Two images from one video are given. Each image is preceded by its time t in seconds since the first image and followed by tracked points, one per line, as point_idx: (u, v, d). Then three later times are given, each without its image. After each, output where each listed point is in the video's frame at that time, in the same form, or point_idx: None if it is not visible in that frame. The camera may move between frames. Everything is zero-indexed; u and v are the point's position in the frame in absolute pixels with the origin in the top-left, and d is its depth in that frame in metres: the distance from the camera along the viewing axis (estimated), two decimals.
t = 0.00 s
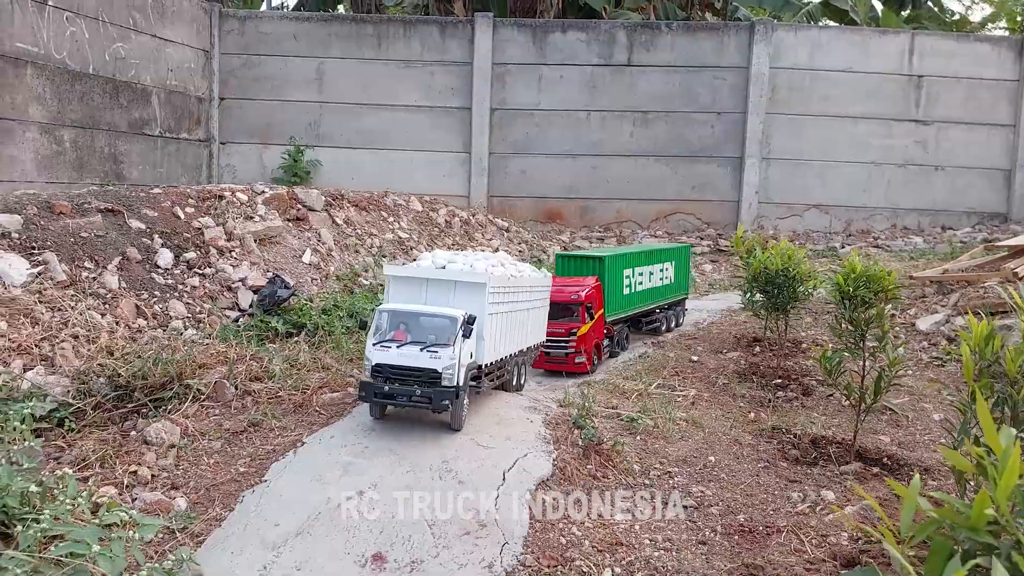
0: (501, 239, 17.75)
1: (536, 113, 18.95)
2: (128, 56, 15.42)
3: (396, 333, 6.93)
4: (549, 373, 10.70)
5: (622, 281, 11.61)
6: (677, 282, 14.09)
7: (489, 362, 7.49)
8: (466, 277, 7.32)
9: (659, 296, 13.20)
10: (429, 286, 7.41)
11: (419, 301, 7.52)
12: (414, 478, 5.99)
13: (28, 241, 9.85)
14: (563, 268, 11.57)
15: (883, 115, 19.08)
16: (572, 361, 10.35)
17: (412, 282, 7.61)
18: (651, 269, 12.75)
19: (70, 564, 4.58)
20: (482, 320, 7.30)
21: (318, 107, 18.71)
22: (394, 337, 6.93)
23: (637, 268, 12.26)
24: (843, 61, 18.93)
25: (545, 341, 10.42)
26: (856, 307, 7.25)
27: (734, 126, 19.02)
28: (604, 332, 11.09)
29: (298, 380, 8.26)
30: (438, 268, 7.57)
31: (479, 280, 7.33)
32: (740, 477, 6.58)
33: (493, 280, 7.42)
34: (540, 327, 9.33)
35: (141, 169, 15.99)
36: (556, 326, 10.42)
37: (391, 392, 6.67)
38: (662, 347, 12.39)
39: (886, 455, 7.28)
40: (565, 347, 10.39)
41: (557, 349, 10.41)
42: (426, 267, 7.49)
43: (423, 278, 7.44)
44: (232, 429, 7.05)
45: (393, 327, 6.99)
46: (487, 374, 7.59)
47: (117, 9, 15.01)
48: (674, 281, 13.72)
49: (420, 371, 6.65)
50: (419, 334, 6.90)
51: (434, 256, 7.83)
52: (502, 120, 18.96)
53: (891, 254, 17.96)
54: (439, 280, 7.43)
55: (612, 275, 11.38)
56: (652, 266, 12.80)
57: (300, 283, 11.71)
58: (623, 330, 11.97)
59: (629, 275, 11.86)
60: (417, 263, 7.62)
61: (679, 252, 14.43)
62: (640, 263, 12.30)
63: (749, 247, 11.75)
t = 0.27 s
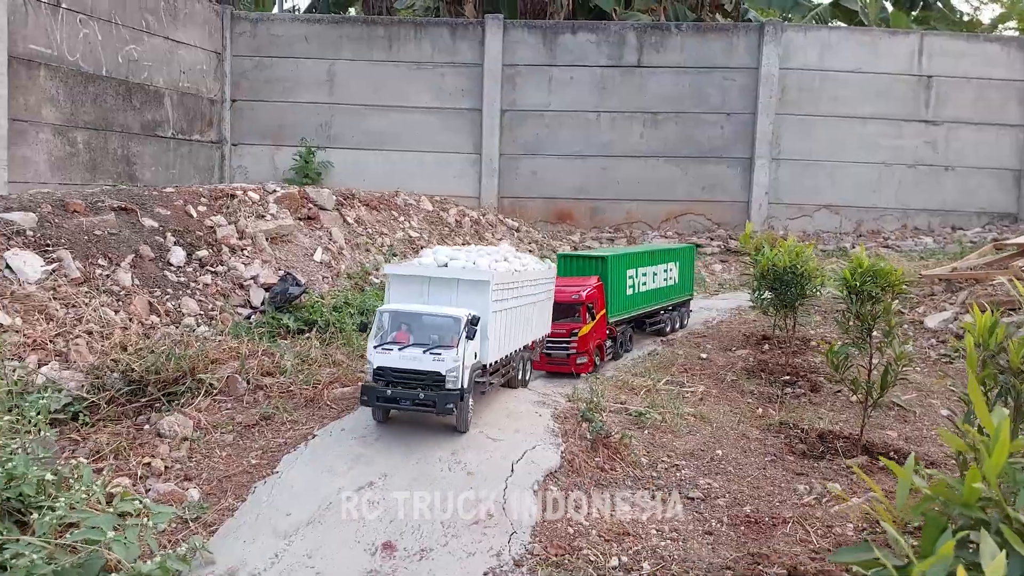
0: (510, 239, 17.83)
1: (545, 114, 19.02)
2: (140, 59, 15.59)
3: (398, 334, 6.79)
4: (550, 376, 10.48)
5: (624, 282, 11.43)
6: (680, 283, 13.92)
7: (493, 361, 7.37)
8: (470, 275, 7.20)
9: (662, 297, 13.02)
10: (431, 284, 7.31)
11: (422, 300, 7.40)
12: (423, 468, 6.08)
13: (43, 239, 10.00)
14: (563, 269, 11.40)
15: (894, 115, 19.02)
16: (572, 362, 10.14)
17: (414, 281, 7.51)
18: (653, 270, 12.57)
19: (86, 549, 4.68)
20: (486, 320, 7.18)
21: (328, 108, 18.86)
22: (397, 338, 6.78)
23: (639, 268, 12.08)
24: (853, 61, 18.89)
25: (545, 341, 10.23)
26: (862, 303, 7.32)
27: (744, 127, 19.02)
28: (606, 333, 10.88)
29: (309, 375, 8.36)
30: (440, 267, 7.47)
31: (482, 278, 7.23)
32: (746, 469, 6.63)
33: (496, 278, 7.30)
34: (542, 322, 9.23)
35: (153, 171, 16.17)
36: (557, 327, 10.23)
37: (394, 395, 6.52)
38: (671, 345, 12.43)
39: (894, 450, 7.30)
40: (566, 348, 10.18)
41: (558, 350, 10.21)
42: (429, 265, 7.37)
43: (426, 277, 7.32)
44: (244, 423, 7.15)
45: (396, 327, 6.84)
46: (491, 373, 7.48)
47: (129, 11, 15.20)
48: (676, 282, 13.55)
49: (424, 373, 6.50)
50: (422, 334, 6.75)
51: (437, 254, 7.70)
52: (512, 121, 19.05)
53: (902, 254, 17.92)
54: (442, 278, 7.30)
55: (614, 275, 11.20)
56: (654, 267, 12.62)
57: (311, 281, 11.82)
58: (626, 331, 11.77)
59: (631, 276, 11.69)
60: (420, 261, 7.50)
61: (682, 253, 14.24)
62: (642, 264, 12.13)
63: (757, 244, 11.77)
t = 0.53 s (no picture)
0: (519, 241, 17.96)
1: (554, 117, 19.16)
2: (153, 63, 15.82)
3: (401, 340, 6.69)
4: (550, 379, 10.47)
5: (625, 285, 11.48)
6: (683, 286, 13.92)
7: (497, 366, 7.27)
8: (475, 280, 7.08)
9: (665, 300, 13.06)
10: (435, 290, 7.18)
11: (425, 304, 7.29)
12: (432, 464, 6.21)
13: (59, 241, 10.19)
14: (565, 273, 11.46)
15: (902, 118, 19.05)
16: (573, 365, 10.13)
17: (418, 284, 7.40)
18: (655, 273, 12.61)
19: (105, 540, 4.85)
20: (490, 325, 7.06)
21: (339, 112, 19.06)
22: (399, 343, 6.68)
23: (640, 271, 12.13)
24: (861, 63, 18.93)
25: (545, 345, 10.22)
26: (866, 303, 7.63)
27: (752, 130, 19.09)
28: (607, 337, 10.91)
29: (320, 373, 8.51)
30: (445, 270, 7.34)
31: (487, 283, 7.08)
32: (749, 467, 6.73)
33: (501, 283, 7.16)
34: (546, 321, 9.13)
35: (165, 174, 16.39)
36: (557, 330, 10.23)
37: (396, 403, 6.42)
38: (677, 346, 12.54)
39: (898, 449, 7.38)
40: (566, 351, 10.17)
41: (558, 354, 10.20)
42: (432, 269, 7.25)
43: (429, 281, 7.21)
44: (256, 420, 7.30)
45: (398, 333, 6.74)
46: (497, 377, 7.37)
47: (142, 17, 15.43)
48: (679, 285, 13.58)
49: (426, 381, 6.40)
50: (424, 341, 6.64)
51: (441, 256, 7.58)
52: (520, 125, 19.19)
53: (910, 256, 17.94)
54: (447, 283, 7.18)
55: (615, 278, 11.26)
56: (656, 270, 12.66)
57: (322, 283, 11.99)
58: (628, 335, 11.76)
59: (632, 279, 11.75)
60: (423, 264, 7.38)
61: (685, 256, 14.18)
62: (643, 267, 12.19)
63: (763, 246, 11.85)
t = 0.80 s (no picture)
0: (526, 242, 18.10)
1: (561, 120, 19.30)
2: (163, 67, 16.04)
3: (394, 351, 6.52)
4: (551, 379, 10.52)
5: (627, 287, 11.59)
6: (685, 288, 14.01)
7: (495, 375, 7.11)
8: (470, 289, 6.89)
9: (667, 302, 13.15)
10: (430, 298, 7.03)
11: (421, 312, 7.14)
12: (439, 459, 6.34)
13: (75, 242, 10.39)
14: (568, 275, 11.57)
15: (909, 120, 19.11)
16: (574, 366, 10.18)
17: (414, 291, 7.24)
18: (657, 275, 12.70)
19: (126, 528, 4.97)
20: (486, 334, 6.89)
21: (347, 115, 19.26)
22: (393, 354, 6.52)
23: (642, 273, 12.25)
24: (868, 65, 19.00)
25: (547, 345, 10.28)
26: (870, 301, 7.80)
27: (758, 132, 19.18)
28: (609, 339, 11.00)
29: (332, 371, 8.68)
30: (440, 277, 7.13)
31: (482, 293, 6.87)
32: (753, 462, 6.86)
33: (497, 291, 6.97)
34: (548, 320, 9.00)
35: (175, 177, 16.61)
36: (559, 331, 10.30)
37: (389, 418, 6.28)
38: (683, 346, 12.66)
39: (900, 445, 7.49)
40: (568, 352, 10.20)
41: (560, 354, 10.25)
42: (427, 277, 7.09)
43: (424, 289, 7.06)
44: (270, 416, 7.47)
45: (392, 343, 6.57)
46: (495, 385, 7.22)
47: (152, 20, 15.65)
48: (681, 287, 13.67)
49: (419, 396, 6.24)
50: (418, 352, 6.46)
51: (437, 261, 7.41)
52: (527, 127, 19.35)
53: (916, 257, 18.00)
54: (442, 291, 7.02)
55: (617, 280, 11.37)
56: (657, 272, 12.76)
57: (332, 283, 12.18)
58: (630, 337, 11.82)
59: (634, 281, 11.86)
60: (419, 271, 7.22)
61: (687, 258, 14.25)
62: (645, 269, 12.31)
63: (768, 247, 11.94)
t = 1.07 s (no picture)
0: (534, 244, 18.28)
1: (567, 122, 19.47)
2: (173, 70, 16.24)
3: (397, 363, 6.41)
4: (557, 380, 10.64)
5: (630, 290, 11.76)
6: (688, 289, 14.18)
7: (500, 384, 6.99)
8: (473, 298, 6.76)
9: (671, 304, 13.31)
10: (434, 308, 6.94)
11: (425, 322, 7.05)
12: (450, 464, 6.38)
13: (94, 244, 10.59)
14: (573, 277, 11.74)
15: (914, 122, 19.23)
16: (579, 367, 10.32)
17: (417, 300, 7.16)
18: (660, 277, 12.87)
19: (157, 520, 5.15)
20: (490, 344, 6.76)
21: (355, 117, 19.47)
22: (395, 366, 6.42)
23: (646, 276, 12.42)
24: (873, 67, 19.12)
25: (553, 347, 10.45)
26: (875, 302, 7.96)
27: (764, 134, 19.32)
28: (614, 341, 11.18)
29: (347, 371, 8.86)
30: (443, 286, 7.03)
31: (486, 303, 6.74)
32: (761, 459, 7.02)
33: (501, 299, 6.83)
34: (553, 324, 8.89)
35: (184, 179, 16.80)
36: (564, 332, 10.47)
37: (390, 432, 6.19)
38: (690, 347, 12.82)
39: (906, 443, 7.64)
40: (572, 354, 10.36)
41: (565, 355, 10.40)
42: (431, 286, 7.00)
43: (428, 298, 6.98)
44: (289, 413, 7.66)
45: (394, 355, 6.47)
46: (501, 394, 7.09)
47: (162, 24, 15.85)
48: (684, 288, 13.83)
49: (421, 410, 6.14)
50: (420, 365, 6.35)
51: (440, 269, 7.31)
52: (534, 129, 19.53)
53: (922, 258, 18.11)
54: (445, 300, 6.91)
55: (620, 282, 11.55)
56: (660, 274, 12.93)
57: (344, 285, 12.37)
58: (634, 339, 11.99)
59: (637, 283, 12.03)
60: (422, 280, 7.13)
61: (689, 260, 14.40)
62: (649, 271, 12.48)
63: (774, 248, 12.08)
